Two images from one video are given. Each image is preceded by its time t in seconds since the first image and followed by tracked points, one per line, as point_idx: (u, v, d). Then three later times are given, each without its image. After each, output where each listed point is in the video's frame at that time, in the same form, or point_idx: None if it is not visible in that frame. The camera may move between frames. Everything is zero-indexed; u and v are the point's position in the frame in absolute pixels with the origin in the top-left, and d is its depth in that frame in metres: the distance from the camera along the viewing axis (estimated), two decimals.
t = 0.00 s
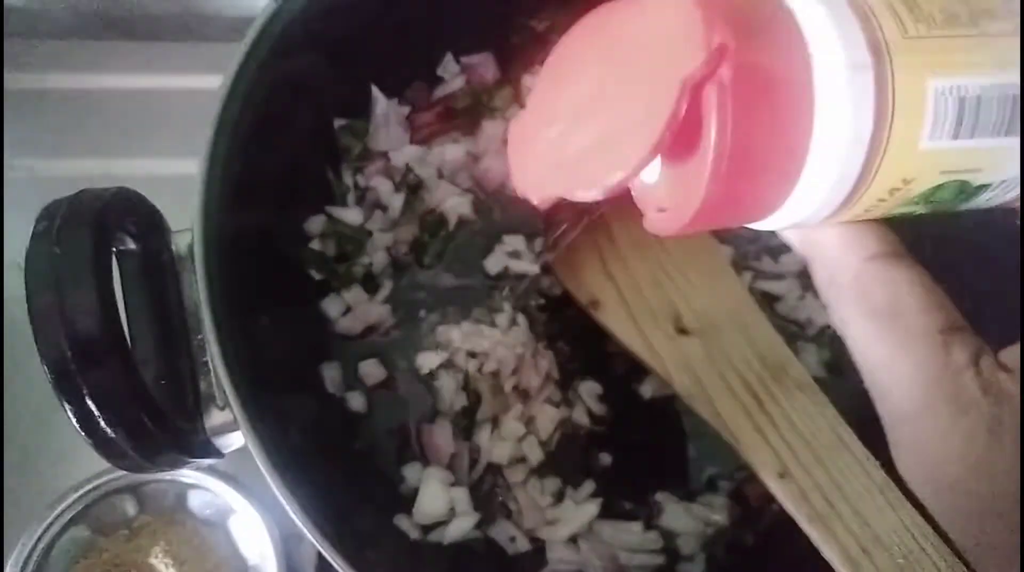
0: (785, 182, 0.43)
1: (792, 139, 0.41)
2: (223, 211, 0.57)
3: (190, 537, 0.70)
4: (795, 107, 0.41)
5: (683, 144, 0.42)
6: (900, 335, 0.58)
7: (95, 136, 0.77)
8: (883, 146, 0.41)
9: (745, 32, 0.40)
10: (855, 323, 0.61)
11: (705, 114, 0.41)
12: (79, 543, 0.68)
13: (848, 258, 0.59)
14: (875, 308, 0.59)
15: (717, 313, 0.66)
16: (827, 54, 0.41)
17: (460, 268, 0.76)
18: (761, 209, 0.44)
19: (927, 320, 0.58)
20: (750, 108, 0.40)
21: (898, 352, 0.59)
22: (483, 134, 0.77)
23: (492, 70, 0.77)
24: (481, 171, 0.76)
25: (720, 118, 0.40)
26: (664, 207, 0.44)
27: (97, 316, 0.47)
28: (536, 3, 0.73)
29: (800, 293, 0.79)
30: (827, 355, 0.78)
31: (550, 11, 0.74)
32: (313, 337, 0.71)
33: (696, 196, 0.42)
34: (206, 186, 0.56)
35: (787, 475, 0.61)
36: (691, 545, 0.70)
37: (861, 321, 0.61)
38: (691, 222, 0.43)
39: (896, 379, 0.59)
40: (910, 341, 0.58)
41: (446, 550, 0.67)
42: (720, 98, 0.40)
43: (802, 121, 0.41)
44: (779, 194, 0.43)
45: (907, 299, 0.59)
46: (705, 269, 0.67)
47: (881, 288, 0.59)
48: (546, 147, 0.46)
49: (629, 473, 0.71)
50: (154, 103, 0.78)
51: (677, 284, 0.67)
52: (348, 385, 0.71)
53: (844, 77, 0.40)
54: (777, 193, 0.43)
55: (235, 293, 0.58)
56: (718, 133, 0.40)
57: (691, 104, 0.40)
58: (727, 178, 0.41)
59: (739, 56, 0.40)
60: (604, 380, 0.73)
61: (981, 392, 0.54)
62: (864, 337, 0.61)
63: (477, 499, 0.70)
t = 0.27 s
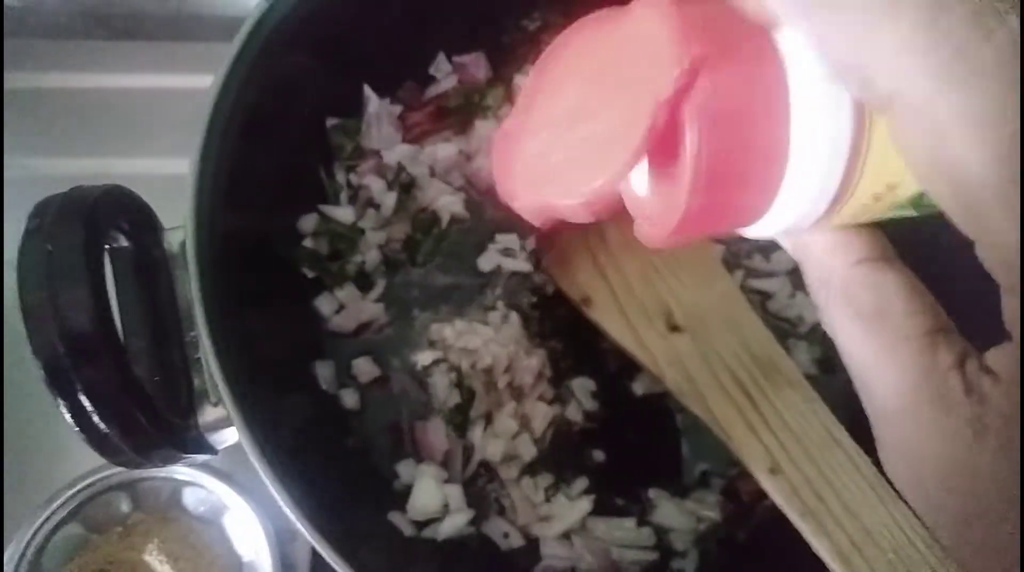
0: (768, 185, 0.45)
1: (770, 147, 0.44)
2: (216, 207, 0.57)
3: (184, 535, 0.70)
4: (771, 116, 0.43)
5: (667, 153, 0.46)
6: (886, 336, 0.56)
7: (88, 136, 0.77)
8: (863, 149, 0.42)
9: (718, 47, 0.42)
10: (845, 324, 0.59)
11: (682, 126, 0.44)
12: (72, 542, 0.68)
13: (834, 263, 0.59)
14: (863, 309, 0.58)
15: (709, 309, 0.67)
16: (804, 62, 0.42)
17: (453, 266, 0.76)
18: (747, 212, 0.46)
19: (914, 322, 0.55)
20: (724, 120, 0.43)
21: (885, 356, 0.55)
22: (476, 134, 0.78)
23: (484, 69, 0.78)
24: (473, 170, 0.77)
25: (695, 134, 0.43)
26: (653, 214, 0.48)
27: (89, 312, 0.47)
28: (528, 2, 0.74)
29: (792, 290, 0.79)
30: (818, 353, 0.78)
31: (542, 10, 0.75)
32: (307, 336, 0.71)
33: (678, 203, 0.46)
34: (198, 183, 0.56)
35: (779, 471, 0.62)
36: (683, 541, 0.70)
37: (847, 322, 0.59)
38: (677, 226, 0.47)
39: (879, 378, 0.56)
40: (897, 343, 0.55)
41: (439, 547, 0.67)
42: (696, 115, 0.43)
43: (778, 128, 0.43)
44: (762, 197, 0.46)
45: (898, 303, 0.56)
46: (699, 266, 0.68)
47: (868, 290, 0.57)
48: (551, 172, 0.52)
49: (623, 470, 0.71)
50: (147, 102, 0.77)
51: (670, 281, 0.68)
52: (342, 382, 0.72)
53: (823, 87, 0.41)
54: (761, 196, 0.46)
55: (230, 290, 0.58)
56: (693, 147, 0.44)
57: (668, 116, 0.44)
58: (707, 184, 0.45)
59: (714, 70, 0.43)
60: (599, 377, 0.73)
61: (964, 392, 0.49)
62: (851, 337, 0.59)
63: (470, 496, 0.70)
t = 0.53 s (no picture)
0: (784, 185, 0.43)
1: (789, 143, 0.41)
2: (228, 207, 0.58)
3: (193, 533, 0.71)
4: (791, 114, 0.41)
5: (682, 150, 0.42)
6: (896, 334, 0.56)
7: (99, 138, 0.78)
8: (878, 149, 0.41)
9: (740, 43, 0.39)
10: (855, 323, 0.58)
11: (701, 122, 0.41)
12: (82, 538, 0.69)
13: (847, 260, 0.57)
14: (874, 309, 0.57)
15: (714, 310, 0.67)
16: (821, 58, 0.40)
17: (462, 267, 0.77)
18: (762, 213, 0.44)
19: (925, 323, 0.56)
20: (744, 117, 0.40)
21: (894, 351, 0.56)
22: (483, 135, 0.79)
23: (492, 72, 0.79)
24: (481, 171, 0.79)
25: (717, 133, 0.40)
26: (664, 213, 0.45)
27: (103, 311, 0.48)
28: (536, 5, 0.74)
29: (796, 291, 0.80)
30: (824, 354, 0.79)
31: (551, 13, 0.75)
32: (317, 335, 0.72)
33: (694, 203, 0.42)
34: (211, 184, 0.56)
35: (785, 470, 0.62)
36: (689, 540, 0.71)
37: (857, 321, 0.58)
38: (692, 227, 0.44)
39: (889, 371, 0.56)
40: (904, 344, 0.55)
41: (447, 545, 0.68)
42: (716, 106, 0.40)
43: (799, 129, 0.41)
44: (778, 198, 0.43)
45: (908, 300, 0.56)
46: (704, 267, 0.68)
47: (879, 289, 0.57)
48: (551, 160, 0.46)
49: (629, 469, 0.72)
50: (158, 104, 0.78)
51: (676, 282, 0.68)
52: (351, 381, 0.72)
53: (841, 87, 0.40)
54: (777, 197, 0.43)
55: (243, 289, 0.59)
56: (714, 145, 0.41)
57: (688, 112, 0.40)
58: (725, 180, 0.41)
59: (735, 65, 0.40)
60: (606, 376, 0.73)
61: (975, 391, 0.51)
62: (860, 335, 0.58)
63: (478, 494, 0.71)
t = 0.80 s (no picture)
0: (793, 182, 0.54)
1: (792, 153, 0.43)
2: (231, 206, 0.58)
3: (193, 532, 0.71)
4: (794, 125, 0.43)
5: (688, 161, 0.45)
6: (917, 329, 0.55)
7: (102, 139, 0.78)
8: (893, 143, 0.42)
9: (739, 58, 0.52)
10: (881, 313, 0.59)
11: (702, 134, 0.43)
12: (83, 538, 0.69)
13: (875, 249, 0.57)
14: (896, 300, 0.57)
15: (713, 311, 0.68)
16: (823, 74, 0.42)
17: (462, 267, 0.77)
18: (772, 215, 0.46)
19: (946, 316, 0.52)
20: (749, 122, 0.52)
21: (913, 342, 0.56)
22: (484, 136, 0.80)
23: (493, 73, 0.79)
24: (482, 172, 0.79)
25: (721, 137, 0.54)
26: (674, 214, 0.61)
27: (107, 310, 0.48)
28: (537, 7, 0.75)
29: (795, 293, 0.81)
30: (823, 354, 0.80)
31: (552, 15, 0.76)
32: (318, 334, 0.72)
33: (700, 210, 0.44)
34: (214, 184, 0.56)
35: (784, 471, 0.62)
36: (689, 540, 0.71)
37: (880, 310, 0.59)
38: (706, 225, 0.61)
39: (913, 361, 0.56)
40: (927, 336, 0.54)
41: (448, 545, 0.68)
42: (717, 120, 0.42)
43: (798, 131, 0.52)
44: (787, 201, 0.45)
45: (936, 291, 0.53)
46: (705, 268, 0.68)
47: (900, 281, 0.56)
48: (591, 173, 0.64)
49: (629, 469, 0.72)
50: (159, 104, 0.78)
51: (676, 283, 0.68)
52: (351, 381, 0.73)
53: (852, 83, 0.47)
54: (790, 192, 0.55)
55: (245, 289, 0.59)
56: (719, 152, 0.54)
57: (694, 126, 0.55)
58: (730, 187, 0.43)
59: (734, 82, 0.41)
60: (606, 377, 0.73)
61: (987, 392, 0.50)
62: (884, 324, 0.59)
63: (478, 493, 0.71)
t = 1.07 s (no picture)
0: (785, 183, 0.48)
1: (781, 157, 0.47)
2: (227, 205, 0.58)
3: (189, 532, 0.71)
4: (785, 129, 0.46)
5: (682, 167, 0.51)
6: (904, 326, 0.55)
7: (99, 138, 0.78)
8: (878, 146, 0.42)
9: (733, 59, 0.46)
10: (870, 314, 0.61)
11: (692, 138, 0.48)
12: (79, 537, 0.70)
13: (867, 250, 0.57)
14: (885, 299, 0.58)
15: (710, 310, 0.67)
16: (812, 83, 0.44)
17: (459, 266, 0.77)
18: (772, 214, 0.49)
19: (936, 314, 0.51)
20: (729, 132, 0.47)
21: (898, 342, 0.57)
22: (482, 136, 0.80)
23: (490, 72, 0.79)
24: (478, 171, 0.79)
25: (701, 144, 0.48)
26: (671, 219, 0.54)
27: (102, 309, 0.48)
28: (534, 7, 0.75)
29: (791, 291, 0.81)
30: (819, 352, 0.81)
31: (548, 15, 0.76)
32: (314, 333, 0.72)
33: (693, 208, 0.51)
34: (209, 183, 0.56)
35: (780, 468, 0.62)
36: (684, 538, 0.71)
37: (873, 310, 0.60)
38: (695, 233, 0.53)
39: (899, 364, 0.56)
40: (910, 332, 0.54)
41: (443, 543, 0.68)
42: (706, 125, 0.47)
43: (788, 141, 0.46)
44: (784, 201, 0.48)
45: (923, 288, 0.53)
46: (702, 266, 0.68)
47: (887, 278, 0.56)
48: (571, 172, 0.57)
49: (625, 467, 0.72)
50: (157, 104, 0.79)
51: (673, 282, 0.68)
52: (347, 380, 0.73)
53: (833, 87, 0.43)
54: (779, 197, 0.48)
55: (242, 288, 0.59)
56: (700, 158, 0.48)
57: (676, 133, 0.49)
58: (719, 188, 0.49)
59: (721, 90, 0.46)
60: (603, 375, 0.73)
61: (974, 391, 0.48)
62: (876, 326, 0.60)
63: (473, 492, 0.71)
